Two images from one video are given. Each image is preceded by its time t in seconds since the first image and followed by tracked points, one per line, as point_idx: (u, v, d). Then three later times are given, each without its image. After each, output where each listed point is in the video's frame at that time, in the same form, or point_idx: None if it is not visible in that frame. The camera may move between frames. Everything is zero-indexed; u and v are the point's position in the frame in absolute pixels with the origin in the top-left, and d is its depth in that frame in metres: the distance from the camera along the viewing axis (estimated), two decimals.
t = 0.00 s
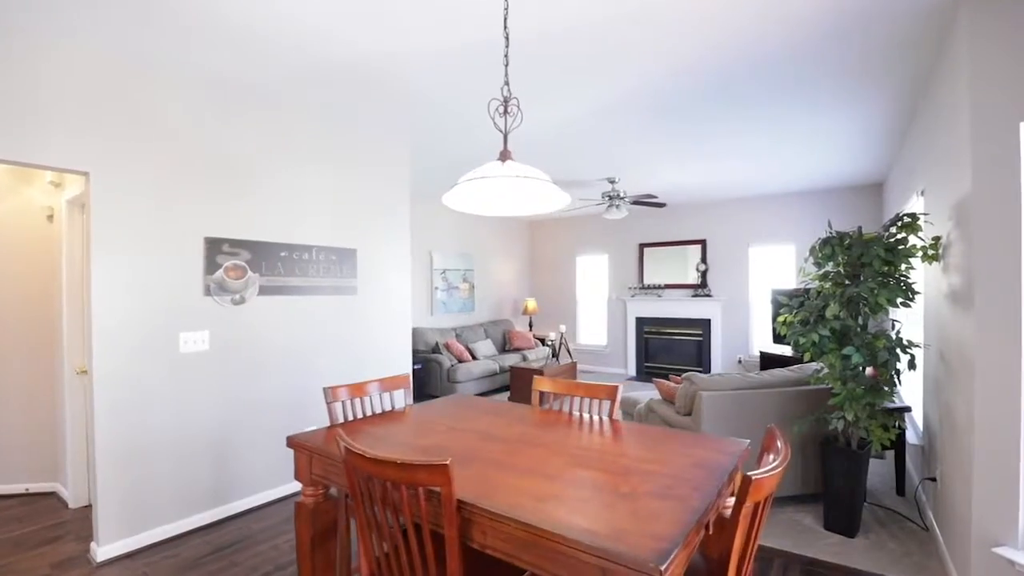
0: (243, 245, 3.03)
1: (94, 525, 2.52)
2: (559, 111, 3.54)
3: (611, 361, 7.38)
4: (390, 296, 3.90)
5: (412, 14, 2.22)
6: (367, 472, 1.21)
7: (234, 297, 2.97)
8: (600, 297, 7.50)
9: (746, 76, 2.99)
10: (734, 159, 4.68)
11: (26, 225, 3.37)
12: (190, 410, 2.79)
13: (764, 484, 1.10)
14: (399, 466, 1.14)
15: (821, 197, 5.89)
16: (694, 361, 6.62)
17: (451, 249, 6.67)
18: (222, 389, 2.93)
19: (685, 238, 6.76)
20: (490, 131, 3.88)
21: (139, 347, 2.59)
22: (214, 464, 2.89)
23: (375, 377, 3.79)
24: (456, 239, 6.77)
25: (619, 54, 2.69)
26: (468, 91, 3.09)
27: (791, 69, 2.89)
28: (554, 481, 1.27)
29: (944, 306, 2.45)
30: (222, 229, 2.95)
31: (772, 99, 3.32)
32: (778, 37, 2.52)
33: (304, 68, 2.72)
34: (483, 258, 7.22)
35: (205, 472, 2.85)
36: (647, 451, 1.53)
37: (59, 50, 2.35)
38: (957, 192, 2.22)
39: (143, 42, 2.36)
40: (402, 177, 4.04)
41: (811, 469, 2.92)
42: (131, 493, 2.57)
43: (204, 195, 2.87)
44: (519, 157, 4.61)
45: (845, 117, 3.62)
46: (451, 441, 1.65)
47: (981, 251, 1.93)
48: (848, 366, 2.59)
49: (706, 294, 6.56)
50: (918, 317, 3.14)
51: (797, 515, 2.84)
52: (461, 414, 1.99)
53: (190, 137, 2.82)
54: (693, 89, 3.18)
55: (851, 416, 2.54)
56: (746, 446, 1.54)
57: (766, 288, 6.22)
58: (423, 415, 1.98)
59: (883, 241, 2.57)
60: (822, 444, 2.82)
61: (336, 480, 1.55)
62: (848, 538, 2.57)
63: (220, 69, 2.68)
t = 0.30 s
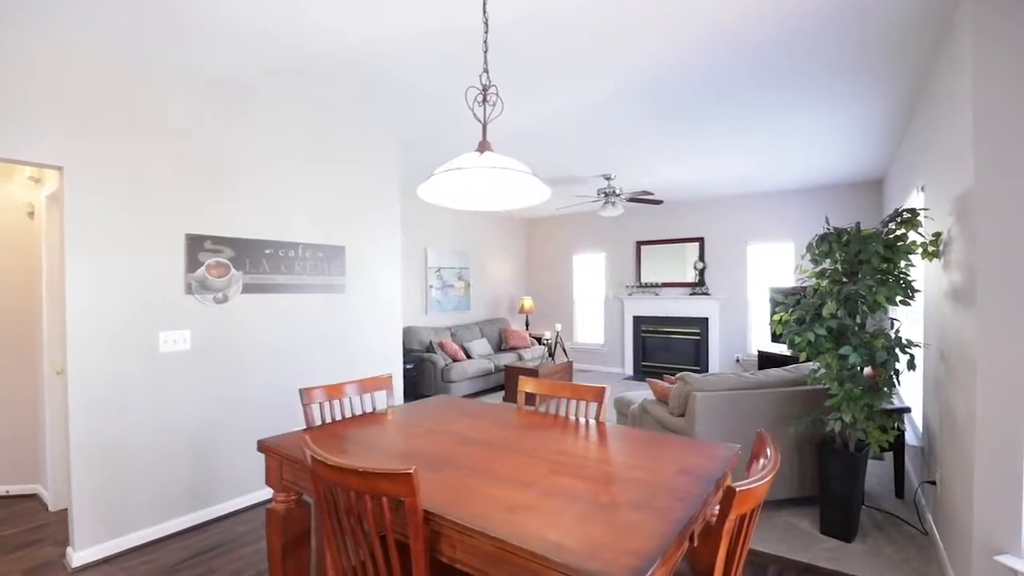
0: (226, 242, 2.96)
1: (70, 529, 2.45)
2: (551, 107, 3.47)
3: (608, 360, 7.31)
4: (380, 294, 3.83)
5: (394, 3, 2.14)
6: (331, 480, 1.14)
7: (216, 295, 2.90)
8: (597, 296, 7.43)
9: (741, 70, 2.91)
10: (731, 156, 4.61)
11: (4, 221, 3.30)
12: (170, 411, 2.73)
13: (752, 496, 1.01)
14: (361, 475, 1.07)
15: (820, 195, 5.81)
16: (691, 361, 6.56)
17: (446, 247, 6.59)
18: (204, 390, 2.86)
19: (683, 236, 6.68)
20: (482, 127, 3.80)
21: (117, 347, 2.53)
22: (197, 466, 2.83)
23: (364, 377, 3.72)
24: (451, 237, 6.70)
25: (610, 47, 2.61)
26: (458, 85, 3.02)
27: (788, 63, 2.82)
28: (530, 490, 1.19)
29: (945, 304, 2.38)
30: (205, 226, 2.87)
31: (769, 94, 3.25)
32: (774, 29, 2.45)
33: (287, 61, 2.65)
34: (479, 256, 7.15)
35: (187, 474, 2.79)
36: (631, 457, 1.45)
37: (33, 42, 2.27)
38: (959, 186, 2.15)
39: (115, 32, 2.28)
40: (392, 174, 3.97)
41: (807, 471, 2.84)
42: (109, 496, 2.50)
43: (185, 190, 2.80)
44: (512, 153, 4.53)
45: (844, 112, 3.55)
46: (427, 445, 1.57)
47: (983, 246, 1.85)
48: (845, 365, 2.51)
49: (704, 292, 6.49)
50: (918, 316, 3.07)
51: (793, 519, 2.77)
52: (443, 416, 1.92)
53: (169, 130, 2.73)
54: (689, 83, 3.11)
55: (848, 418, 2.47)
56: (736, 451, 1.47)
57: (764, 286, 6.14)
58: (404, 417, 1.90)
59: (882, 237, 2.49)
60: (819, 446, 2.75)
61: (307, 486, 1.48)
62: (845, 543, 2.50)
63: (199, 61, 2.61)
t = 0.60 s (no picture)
0: (202, 239, 2.87)
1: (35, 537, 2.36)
2: (539, 103, 3.39)
3: (599, 360, 7.25)
4: (364, 293, 3.75)
5: None
6: (283, 493, 1.06)
7: (191, 294, 2.81)
8: (589, 295, 7.36)
9: (733, 65, 2.84)
10: (723, 153, 4.55)
11: None
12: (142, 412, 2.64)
13: (735, 512, 0.93)
14: (313, 487, 0.99)
15: (812, 194, 5.77)
16: (683, 360, 6.51)
17: (435, 245, 6.50)
18: (178, 391, 2.77)
19: (675, 235, 6.62)
20: (468, 123, 3.72)
21: (85, 347, 2.43)
22: (170, 471, 2.74)
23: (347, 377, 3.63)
24: (441, 235, 6.60)
25: (597, 41, 2.54)
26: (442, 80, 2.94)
27: (780, 58, 2.75)
28: (499, 504, 1.11)
29: (938, 304, 2.32)
30: (179, 222, 2.78)
31: (761, 90, 3.18)
32: (765, 22, 2.37)
33: (264, 53, 2.56)
34: (470, 255, 7.06)
35: (160, 479, 2.70)
36: (610, 465, 1.37)
37: None
38: (953, 183, 2.08)
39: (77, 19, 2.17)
40: (377, 170, 3.88)
41: (797, 475, 2.79)
42: (76, 503, 2.41)
43: (159, 185, 2.70)
44: (500, 150, 4.44)
45: (837, 109, 3.49)
46: (397, 452, 1.49)
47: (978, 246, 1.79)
48: (836, 367, 2.45)
49: (696, 292, 6.43)
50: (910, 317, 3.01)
51: (782, 523, 2.72)
52: (419, 421, 1.84)
53: (141, 122, 2.63)
54: (679, 79, 3.04)
55: (839, 421, 2.41)
56: (721, 460, 1.39)
57: (757, 286, 6.09)
58: (378, 422, 1.82)
59: (875, 235, 2.43)
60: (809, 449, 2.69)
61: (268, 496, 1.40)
62: (834, 549, 2.45)
63: (170, 52, 2.51)
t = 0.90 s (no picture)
0: (172, 236, 2.75)
1: None
2: (526, 100, 3.31)
3: (589, 360, 7.18)
4: (344, 293, 3.65)
5: None
6: (223, 513, 0.97)
7: (161, 292, 2.70)
8: (579, 295, 7.29)
9: (723, 62, 2.77)
10: (713, 152, 4.48)
11: None
12: (108, 417, 2.53)
13: (715, 536, 0.85)
14: (253, 508, 0.90)
15: (803, 195, 5.73)
16: (673, 361, 6.46)
17: (423, 244, 6.40)
18: (147, 395, 2.66)
19: (666, 235, 6.56)
20: (453, 119, 3.63)
21: (45, 350, 2.32)
22: (138, 477, 2.63)
23: (327, 379, 3.53)
24: (429, 233, 6.50)
25: (585, 37, 2.46)
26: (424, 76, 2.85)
27: (771, 56, 2.68)
28: (462, 523, 1.03)
29: (930, 305, 2.27)
30: (149, 219, 2.67)
31: (752, 87, 3.11)
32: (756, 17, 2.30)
33: (238, 49, 2.46)
34: (459, 253, 6.96)
35: (126, 486, 2.59)
36: (585, 478, 1.29)
37: None
38: (946, 181, 2.02)
39: (44, 8, 2.07)
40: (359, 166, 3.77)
41: (786, 480, 2.72)
42: (35, 512, 2.30)
43: (127, 180, 2.59)
44: (488, 147, 4.35)
45: (828, 108, 3.43)
46: (362, 463, 1.40)
47: (973, 246, 1.72)
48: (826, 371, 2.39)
49: (687, 292, 6.38)
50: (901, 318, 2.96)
51: (771, 530, 2.65)
52: (390, 427, 1.75)
53: (107, 115, 2.51)
54: (669, 76, 2.96)
55: (829, 426, 2.34)
56: (705, 472, 1.31)
57: (748, 286, 6.05)
58: (347, 429, 1.73)
59: (866, 235, 2.36)
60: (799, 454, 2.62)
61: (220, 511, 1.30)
62: (823, 557, 2.38)
63: (138, 42, 2.39)
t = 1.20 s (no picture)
0: (144, 234, 2.64)
1: None
2: (515, 98, 3.22)
3: (581, 360, 7.11)
4: (327, 292, 3.55)
5: None
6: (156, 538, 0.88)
7: (131, 291, 2.59)
8: (571, 295, 7.22)
9: (717, 58, 2.68)
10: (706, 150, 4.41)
11: None
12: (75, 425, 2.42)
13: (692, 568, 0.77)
14: (183, 536, 0.81)
15: (797, 195, 5.67)
16: (665, 362, 6.39)
17: (413, 243, 6.30)
18: (116, 401, 2.55)
19: (659, 235, 6.49)
20: (440, 117, 3.54)
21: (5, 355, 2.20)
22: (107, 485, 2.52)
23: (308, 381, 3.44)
24: (419, 232, 6.40)
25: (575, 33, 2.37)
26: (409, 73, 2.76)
27: (765, 51, 2.60)
28: (421, 547, 0.95)
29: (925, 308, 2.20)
30: (119, 217, 2.56)
31: (745, 84, 3.03)
32: (750, 11, 2.22)
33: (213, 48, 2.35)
34: (449, 253, 6.87)
35: (94, 495, 2.48)
36: (561, 493, 1.21)
37: None
38: (943, 179, 1.95)
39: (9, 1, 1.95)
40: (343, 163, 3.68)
41: (776, 486, 2.65)
42: None
43: (97, 178, 2.47)
44: (476, 145, 4.27)
45: (823, 106, 3.37)
46: (323, 476, 1.32)
47: (971, 248, 1.65)
48: (818, 375, 2.31)
49: (679, 293, 6.31)
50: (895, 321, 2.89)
51: (761, 537, 2.58)
52: (360, 435, 1.66)
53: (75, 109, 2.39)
54: (662, 74, 2.88)
55: (821, 432, 2.27)
56: (688, 487, 1.23)
57: (741, 287, 5.99)
58: (314, 437, 1.64)
59: (860, 235, 2.29)
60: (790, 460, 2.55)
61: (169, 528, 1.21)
62: (815, 567, 2.31)
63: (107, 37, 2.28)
